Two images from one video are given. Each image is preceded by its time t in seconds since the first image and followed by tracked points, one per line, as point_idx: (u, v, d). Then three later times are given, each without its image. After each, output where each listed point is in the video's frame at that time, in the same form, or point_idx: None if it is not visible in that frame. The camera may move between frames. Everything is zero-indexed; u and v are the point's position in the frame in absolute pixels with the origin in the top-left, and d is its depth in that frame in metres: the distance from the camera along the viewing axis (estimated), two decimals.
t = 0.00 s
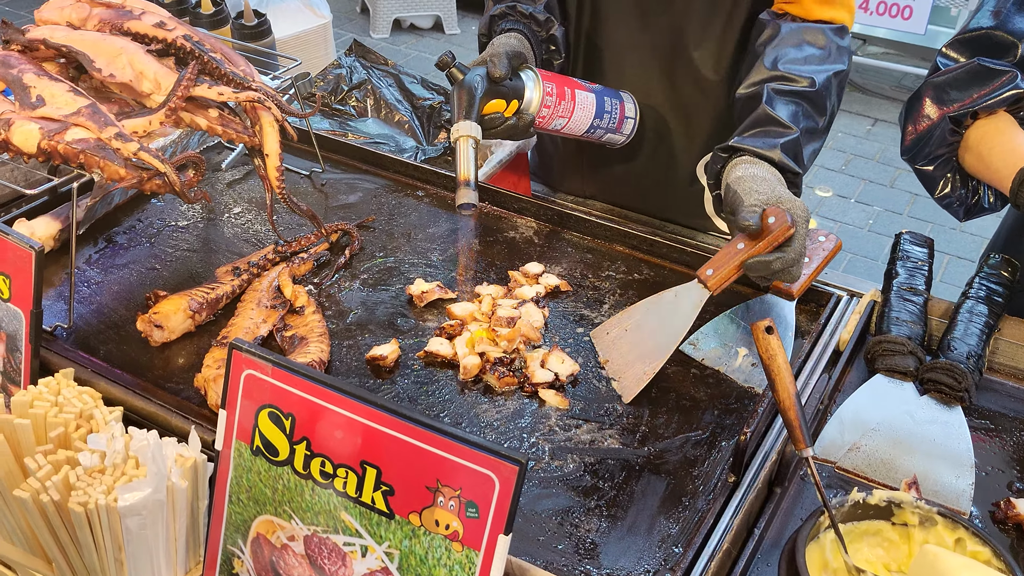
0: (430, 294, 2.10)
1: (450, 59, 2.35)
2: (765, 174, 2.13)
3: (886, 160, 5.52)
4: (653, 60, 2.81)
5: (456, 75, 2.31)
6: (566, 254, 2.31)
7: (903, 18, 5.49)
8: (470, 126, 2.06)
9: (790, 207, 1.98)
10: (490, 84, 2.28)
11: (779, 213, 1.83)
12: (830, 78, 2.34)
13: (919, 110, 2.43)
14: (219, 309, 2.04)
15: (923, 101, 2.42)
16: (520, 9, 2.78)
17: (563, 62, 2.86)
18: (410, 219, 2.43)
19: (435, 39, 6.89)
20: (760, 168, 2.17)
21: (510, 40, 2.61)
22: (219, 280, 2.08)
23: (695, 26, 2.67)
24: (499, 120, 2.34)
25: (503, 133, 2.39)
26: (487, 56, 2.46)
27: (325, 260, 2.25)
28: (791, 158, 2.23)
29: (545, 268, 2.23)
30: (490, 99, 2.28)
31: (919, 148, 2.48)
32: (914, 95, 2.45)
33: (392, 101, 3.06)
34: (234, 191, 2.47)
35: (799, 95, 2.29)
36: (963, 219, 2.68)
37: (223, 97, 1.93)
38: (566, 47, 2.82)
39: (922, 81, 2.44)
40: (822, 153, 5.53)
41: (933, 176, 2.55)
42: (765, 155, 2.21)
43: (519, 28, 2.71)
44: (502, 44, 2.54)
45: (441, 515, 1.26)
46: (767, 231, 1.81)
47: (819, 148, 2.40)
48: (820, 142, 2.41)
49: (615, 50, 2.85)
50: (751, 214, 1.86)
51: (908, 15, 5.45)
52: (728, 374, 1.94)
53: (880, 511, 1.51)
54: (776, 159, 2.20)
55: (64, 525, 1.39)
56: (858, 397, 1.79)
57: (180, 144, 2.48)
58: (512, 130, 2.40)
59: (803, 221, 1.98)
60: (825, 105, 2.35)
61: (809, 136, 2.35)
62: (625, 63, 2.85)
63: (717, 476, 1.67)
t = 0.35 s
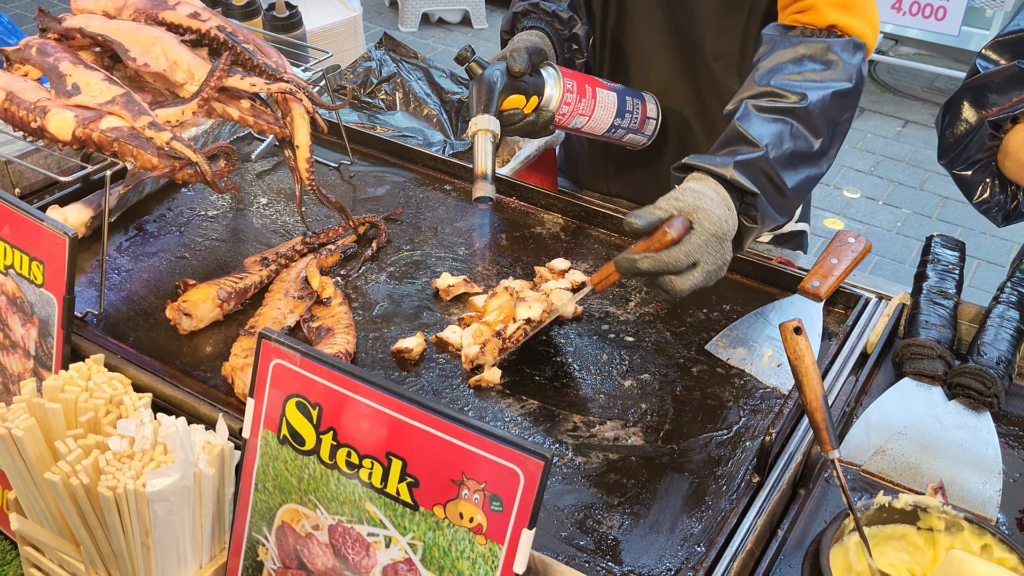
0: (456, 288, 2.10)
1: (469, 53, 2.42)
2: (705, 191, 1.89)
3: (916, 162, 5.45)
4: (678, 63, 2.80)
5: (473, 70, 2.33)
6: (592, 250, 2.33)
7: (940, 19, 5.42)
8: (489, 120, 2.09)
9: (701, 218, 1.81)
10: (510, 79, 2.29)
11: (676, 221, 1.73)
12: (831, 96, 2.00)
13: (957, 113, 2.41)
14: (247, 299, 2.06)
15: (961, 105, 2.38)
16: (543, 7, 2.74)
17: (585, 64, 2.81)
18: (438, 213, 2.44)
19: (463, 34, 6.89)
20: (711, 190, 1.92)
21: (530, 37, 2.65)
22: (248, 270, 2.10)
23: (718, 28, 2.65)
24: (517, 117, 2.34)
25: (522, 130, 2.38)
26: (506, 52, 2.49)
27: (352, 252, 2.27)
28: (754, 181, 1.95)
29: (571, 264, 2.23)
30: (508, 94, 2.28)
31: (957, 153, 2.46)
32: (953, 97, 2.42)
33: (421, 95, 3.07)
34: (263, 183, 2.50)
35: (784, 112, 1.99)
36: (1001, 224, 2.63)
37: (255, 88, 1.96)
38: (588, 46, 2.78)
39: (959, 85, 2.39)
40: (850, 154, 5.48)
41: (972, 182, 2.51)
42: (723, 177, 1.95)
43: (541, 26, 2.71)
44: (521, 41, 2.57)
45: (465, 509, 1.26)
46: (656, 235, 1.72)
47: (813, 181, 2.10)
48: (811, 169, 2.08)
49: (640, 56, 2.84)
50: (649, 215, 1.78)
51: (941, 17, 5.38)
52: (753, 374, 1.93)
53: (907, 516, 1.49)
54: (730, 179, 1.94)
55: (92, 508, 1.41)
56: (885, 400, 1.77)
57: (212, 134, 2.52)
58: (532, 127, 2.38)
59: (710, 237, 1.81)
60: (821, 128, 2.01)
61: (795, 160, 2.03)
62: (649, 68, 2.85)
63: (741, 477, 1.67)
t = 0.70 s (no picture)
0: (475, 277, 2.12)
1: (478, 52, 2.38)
2: (647, 127, 1.88)
3: (937, 163, 5.38)
4: (698, 67, 2.79)
5: (484, 73, 2.31)
6: (612, 247, 2.32)
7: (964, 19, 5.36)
8: (494, 124, 2.03)
9: (624, 143, 1.83)
10: (519, 82, 2.25)
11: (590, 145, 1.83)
12: (830, 68, 1.92)
13: (984, 120, 2.38)
14: (266, 290, 2.06)
15: (990, 110, 2.35)
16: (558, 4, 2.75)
17: (603, 57, 2.84)
18: (456, 207, 2.43)
19: (483, 29, 6.87)
20: (660, 129, 1.88)
21: (542, 35, 2.61)
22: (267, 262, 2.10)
23: (738, 34, 2.63)
24: (526, 119, 2.33)
25: (530, 131, 2.38)
26: (516, 52, 2.43)
27: (370, 246, 2.26)
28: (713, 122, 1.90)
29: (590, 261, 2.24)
30: (518, 96, 2.26)
31: (985, 159, 2.43)
32: (981, 100, 2.39)
33: (441, 89, 3.06)
34: (283, 174, 2.50)
35: (772, 78, 1.95)
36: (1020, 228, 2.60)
37: (275, 80, 1.94)
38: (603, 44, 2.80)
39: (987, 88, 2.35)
40: (870, 154, 5.42)
41: (998, 188, 2.46)
42: (678, 116, 1.94)
43: (556, 24, 2.68)
44: (532, 41, 2.55)
45: (482, 505, 1.25)
46: (574, 158, 1.84)
47: (807, 155, 1.94)
48: (804, 140, 1.93)
49: (659, 61, 2.83)
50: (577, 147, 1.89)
51: (965, 16, 5.33)
52: (772, 374, 1.91)
53: (927, 519, 1.47)
54: (681, 115, 1.92)
55: (109, 497, 1.41)
56: (907, 402, 1.75)
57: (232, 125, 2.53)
58: (541, 129, 2.38)
59: (629, 154, 1.80)
60: (810, 92, 1.91)
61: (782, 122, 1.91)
62: (667, 69, 2.84)
63: (759, 478, 1.65)
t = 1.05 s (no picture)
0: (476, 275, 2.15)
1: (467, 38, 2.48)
2: (592, 111, 1.98)
3: (945, 163, 5.37)
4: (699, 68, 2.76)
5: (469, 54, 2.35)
6: (614, 244, 2.33)
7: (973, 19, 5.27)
8: (477, 104, 2.02)
9: (562, 123, 1.94)
10: (506, 66, 2.27)
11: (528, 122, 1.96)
12: (789, 69, 1.93)
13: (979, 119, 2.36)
14: (269, 284, 2.09)
15: (982, 108, 2.35)
16: None
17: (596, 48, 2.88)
18: (459, 203, 2.44)
19: (491, 25, 6.87)
20: (605, 113, 1.99)
21: (533, 22, 2.63)
22: (270, 256, 2.13)
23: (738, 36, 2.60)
24: (513, 103, 2.32)
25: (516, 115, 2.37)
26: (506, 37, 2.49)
27: (373, 241, 2.29)
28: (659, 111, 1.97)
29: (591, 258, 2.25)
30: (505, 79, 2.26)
31: (975, 159, 2.43)
32: (975, 100, 2.38)
33: (446, 85, 3.07)
34: (288, 170, 2.52)
35: (729, 73, 1.98)
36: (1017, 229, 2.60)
37: (280, 75, 1.99)
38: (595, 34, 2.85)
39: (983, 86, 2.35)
40: (877, 154, 5.41)
41: (990, 187, 2.48)
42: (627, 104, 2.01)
43: (548, 11, 2.71)
44: (522, 26, 2.58)
45: (477, 497, 1.27)
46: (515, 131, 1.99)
47: (755, 151, 1.96)
48: (752, 137, 1.95)
49: (660, 61, 2.81)
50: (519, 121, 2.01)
51: (975, 16, 5.26)
52: (769, 372, 1.92)
53: (919, 517, 1.48)
54: (626, 101, 2.00)
55: (111, 486, 1.44)
56: (902, 402, 1.76)
57: (238, 120, 2.56)
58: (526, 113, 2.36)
59: (564, 135, 1.92)
60: (763, 90, 1.93)
61: (730, 116, 1.95)
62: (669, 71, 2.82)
63: (754, 475, 1.66)
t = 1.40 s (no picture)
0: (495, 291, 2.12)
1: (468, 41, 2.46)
2: (614, 131, 1.90)
3: (949, 163, 5.37)
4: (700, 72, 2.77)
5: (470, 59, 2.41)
6: (618, 241, 2.34)
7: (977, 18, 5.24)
8: (477, 112, 2.05)
9: (604, 149, 1.86)
10: (505, 71, 2.24)
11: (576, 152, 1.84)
12: (793, 77, 1.91)
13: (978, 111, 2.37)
14: (275, 279, 2.10)
15: (980, 101, 2.36)
16: None
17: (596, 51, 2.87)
18: (464, 200, 2.46)
19: (496, 22, 6.88)
20: (624, 132, 1.90)
21: (532, 26, 2.57)
22: (276, 251, 2.14)
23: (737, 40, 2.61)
24: (512, 108, 2.32)
25: (515, 120, 2.38)
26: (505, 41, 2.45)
27: (379, 237, 2.30)
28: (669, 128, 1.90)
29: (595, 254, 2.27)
30: (501, 85, 2.24)
31: (972, 151, 2.44)
32: (974, 93, 2.39)
33: (451, 82, 3.08)
34: (294, 166, 2.54)
35: (735, 84, 1.94)
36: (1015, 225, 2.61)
37: (287, 72, 2.01)
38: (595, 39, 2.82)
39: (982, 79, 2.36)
40: (881, 153, 5.41)
41: (986, 179, 2.48)
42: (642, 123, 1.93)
43: (549, 16, 2.69)
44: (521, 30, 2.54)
45: (483, 489, 1.28)
46: (558, 163, 1.86)
47: (762, 163, 1.94)
48: (757, 148, 1.93)
49: (659, 65, 2.80)
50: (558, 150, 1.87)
51: (980, 15, 5.20)
52: (772, 368, 1.93)
53: (920, 511, 1.49)
54: (640, 121, 1.91)
55: (120, 477, 1.45)
56: (904, 398, 1.77)
57: (245, 116, 2.57)
58: (524, 119, 2.39)
59: (612, 164, 1.85)
60: (768, 101, 1.90)
61: (734, 128, 1.91)
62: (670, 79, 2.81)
63: (757, 470, 1.67)
